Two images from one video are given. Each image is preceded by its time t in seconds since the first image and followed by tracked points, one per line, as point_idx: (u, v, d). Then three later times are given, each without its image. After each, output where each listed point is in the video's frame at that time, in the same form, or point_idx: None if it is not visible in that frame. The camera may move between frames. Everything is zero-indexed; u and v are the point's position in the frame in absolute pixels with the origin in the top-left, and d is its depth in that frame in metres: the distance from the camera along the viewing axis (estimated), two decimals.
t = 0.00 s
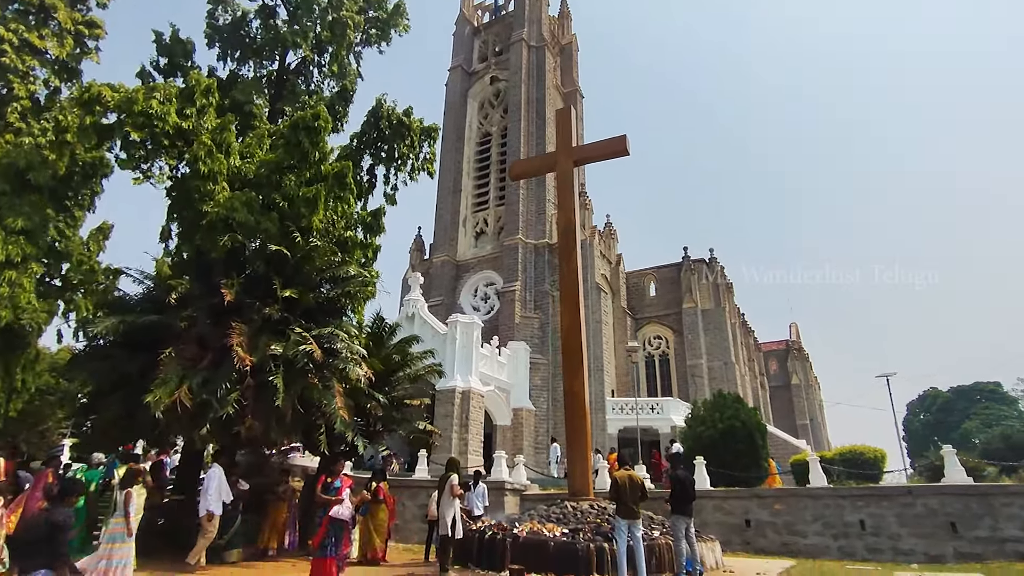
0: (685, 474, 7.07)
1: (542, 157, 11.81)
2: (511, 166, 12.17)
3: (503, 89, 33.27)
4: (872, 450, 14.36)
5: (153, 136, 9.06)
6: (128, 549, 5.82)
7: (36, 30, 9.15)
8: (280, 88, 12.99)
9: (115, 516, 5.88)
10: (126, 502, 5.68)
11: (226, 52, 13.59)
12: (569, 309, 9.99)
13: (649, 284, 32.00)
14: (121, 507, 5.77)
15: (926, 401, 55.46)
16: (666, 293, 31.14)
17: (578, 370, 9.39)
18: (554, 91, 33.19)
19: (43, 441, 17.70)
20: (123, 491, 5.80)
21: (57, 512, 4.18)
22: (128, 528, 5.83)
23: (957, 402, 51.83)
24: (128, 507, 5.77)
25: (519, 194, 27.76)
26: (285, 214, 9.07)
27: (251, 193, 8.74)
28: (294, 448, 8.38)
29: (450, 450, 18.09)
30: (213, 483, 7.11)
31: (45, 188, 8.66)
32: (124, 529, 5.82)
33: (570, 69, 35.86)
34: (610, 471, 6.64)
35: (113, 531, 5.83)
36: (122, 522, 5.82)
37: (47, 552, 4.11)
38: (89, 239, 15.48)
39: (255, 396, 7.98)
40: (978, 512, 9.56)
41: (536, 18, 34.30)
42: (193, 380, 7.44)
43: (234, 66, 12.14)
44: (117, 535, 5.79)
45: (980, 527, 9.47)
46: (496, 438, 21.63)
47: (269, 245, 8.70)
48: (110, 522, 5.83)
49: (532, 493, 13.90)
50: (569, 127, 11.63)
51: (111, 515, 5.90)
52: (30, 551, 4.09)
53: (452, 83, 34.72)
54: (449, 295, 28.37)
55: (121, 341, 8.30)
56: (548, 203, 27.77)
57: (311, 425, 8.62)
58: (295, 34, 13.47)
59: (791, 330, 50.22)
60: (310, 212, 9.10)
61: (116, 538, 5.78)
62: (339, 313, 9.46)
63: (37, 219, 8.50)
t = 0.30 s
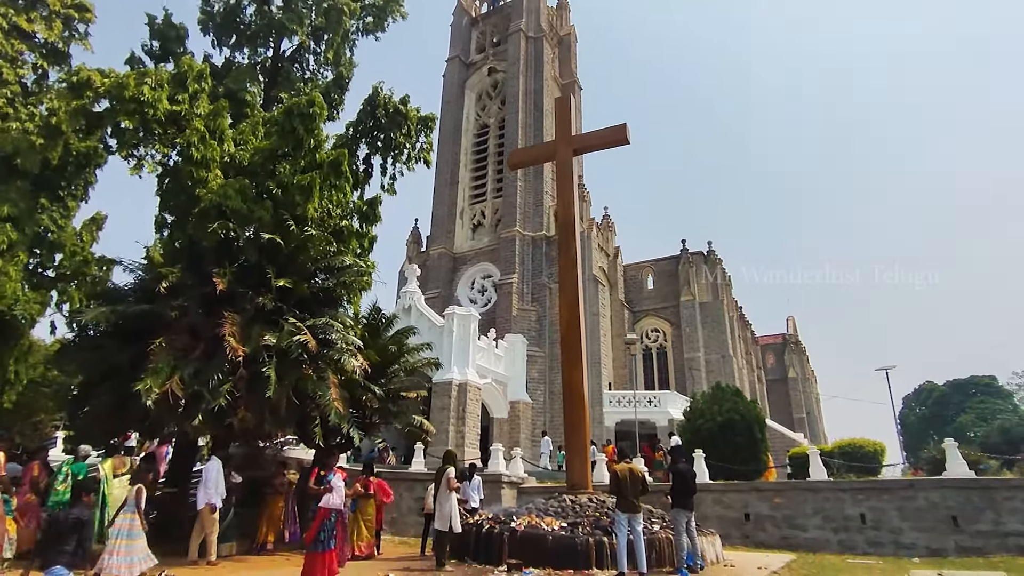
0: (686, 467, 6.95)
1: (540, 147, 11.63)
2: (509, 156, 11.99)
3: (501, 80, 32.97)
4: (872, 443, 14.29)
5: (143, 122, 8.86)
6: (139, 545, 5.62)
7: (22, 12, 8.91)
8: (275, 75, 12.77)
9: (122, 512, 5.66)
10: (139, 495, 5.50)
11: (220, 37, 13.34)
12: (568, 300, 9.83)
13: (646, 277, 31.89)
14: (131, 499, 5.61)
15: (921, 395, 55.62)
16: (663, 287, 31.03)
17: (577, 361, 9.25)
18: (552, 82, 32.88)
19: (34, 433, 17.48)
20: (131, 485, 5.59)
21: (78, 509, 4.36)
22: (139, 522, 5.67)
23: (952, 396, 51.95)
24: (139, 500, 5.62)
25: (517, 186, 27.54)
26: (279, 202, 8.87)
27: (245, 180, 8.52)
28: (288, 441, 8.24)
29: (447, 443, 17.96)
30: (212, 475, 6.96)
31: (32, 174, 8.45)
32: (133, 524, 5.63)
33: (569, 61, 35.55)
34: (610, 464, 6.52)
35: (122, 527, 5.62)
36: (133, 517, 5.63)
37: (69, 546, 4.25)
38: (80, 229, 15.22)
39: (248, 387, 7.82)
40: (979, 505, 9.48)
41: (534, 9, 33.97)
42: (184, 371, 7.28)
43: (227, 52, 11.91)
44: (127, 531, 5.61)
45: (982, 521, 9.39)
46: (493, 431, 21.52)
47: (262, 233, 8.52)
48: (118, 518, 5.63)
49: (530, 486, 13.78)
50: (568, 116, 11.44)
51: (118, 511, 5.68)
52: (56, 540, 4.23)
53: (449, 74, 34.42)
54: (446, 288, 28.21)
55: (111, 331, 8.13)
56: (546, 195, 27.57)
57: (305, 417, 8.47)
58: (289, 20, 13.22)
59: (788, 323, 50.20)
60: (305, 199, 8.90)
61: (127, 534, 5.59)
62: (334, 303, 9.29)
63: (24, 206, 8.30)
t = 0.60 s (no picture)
0: (688, 459, 6.80)
1: (538, 134, 11.43)
2: (506, 144, 11.78)
3: (498, 70, 32.65)
4: (871, 434, 14.20)
5: (131, 108, 8.65)
6: (151, 539, 5.81)
7: None
8: (267, 61, 12.52)
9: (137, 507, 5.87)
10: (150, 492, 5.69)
11: (212, 22, 13.07)
12: (566, 290, 9.66)
13: (644, 269, 31.74)
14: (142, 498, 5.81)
15: (917, 387, 55.76)
16: (661, 278, 30.91)
17: (576, 352, 9.10)
18: (550, 73, 32.58)
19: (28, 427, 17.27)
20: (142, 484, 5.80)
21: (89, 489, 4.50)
22: (149, 519, 5.84)
23: (948, 387, 52.05)
24: (149, 497, 5.77)
25: (513, 177, 27.32)
26: (271, 188, 8.69)
27: (235, 167, 8.32)
28: (282, 433, 8.08)
29: (444, 435, 17.85)
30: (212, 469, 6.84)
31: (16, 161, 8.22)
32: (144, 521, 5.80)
33: (566, 50, 35.21)
34: (611, 456, 6.38)
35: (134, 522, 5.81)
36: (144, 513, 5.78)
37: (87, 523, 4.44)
38: (73, 220, 15.00)
39: (239, 379, 7.64)
40: (981, 497, 9.39)
41: None
42: (173, 362, 7.10)
43: (218, 38, 11.66)
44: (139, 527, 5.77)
45: (984, 512, 9.30)
46: (490, 423, 21.41)
47: (253, 221, 8.33)
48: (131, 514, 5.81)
49: (528, 478, 13.66)
50: (567, 103, 11.24)
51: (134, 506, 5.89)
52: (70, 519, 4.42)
53: (445, 64, 34.08)
54: (443, 279, 28.03)
55: (98, 322, 7.92)
56: (543, 186, 27.35)
57: (300, 409, 8.32)
58: (282, 4, 12.94)
59: (785, 315, 50.17)
60: (297, 186, 8.71)
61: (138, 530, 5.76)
62: (329, 294, 9.14)
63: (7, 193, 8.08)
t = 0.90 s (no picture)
0: (687, 450, 6.68)
1: (535, 122, 11.24)
2: (502, 132, 11.59)
3: (494, 61, 32.36)
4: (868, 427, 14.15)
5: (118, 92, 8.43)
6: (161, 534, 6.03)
7: None
8: (259, 48, 12.28)
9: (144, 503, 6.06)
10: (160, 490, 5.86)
11: (202, 8, 12.81)
12: (563, 280, 9.52)
13: (640, 262, 31.64)
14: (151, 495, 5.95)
15: (909, 380, 56.00)
16: (657, 271, 30.82)
17: (573, 343, 8.96)
18: (546, 64, 32.30)
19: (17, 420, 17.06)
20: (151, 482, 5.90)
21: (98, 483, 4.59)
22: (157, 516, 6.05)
23: (940, 381, 52.26)
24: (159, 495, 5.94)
25: (509, 168, 27.12)
26: (261, 174, 8.49)
27: (224, 153, 8.12)
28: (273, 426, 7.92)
29: (438, 428, 17.73)
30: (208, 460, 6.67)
31: None
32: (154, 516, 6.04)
33: (562, 42, 34.92)
34: (609, 448, 6.25)
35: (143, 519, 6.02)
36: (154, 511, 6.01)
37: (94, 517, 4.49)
38: (62, 211, 14.75)
39: (229, 369, 7.46)
40: (980, 489, 9.33)
41: None
42: (161, 352, 6.91)
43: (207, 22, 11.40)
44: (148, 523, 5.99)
45: (983, 505, 9.24)
46: (485, 416, 21.28)
47: (243, 208, 8.14)
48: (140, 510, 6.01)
49: (523, 471, 13.54)
50: (564, 91, 11.05)
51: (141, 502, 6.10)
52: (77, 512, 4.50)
53: (440, 54, 33.77)
54: (438, 272, 27.86)
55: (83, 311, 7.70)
56: (539, 178, 27.16)
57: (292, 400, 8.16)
58: None
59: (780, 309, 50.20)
60: (289, 172, 8.52)
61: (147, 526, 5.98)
62: (321, 284, 8.97)
63: None
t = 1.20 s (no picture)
0: (684, 440, 6.56)
1: (529, 108, 11.05)
2: (496, 118, 11.40)
3: (487, 50, 32.02)
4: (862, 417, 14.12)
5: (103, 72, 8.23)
6: (175, 525, 5.93)
7: None
8: (248, 32, 12.00)
9: (159, 492, 6.00)
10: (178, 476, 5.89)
11: None
12: (558, 267, 9.37)
13: (634, 253, 31.57)
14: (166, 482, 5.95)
15: (899, 372, 56.39)
16: (651, 263, 30.76)
17: (568, 332, 8.83)
18: (540, 53, 31.98)
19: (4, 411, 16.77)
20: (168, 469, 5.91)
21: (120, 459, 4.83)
22: (172, 505, 6.00)
23: (930, 373, 52.64)
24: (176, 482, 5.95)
25: (503, 159, 26.89)
26: (249, 159, 8.26)
27: (210, 137, 7.88)
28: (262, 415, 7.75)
29: (431, 419, 17.61)
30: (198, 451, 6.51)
31: None
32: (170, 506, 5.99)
33: (557, 32, 34.63)
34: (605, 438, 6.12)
35: (159, 507, 5.95)
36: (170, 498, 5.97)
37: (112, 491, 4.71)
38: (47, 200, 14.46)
39: (216, 358, 7.25)
40: (976, 480, 9.29)
41: None
42: (146, 339, 6.70)
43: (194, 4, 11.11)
44: (164, 511, 5.93)
45: (978, 496, 9.21)
46: (478, 407, 21.16)
47: (230, 192, 7.91)
48: (155, 499, 5.95)
49: (516, 462, 13.42)
50: (559, 76, 10.86)
51: (156, 492, 6.04)
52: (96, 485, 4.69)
53: (433, 43, 33.38)
54: (431, 263, 27.65)
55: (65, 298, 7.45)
56: (532, 169, 26.94)
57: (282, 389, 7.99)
58: None
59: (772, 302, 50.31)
60: (277, 156, 8.28)
61: (163, 514, 5.90)
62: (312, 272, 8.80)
63: None
